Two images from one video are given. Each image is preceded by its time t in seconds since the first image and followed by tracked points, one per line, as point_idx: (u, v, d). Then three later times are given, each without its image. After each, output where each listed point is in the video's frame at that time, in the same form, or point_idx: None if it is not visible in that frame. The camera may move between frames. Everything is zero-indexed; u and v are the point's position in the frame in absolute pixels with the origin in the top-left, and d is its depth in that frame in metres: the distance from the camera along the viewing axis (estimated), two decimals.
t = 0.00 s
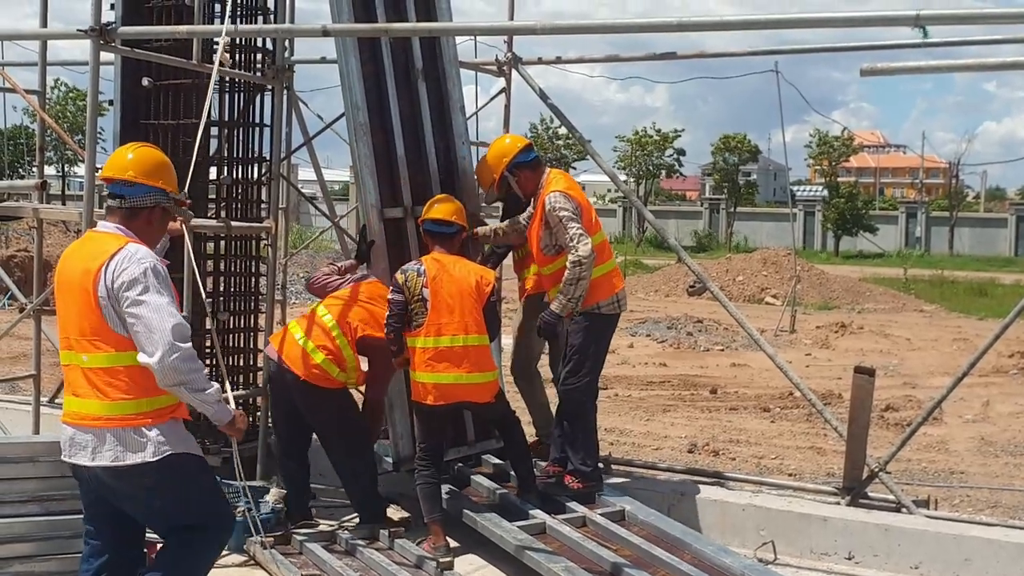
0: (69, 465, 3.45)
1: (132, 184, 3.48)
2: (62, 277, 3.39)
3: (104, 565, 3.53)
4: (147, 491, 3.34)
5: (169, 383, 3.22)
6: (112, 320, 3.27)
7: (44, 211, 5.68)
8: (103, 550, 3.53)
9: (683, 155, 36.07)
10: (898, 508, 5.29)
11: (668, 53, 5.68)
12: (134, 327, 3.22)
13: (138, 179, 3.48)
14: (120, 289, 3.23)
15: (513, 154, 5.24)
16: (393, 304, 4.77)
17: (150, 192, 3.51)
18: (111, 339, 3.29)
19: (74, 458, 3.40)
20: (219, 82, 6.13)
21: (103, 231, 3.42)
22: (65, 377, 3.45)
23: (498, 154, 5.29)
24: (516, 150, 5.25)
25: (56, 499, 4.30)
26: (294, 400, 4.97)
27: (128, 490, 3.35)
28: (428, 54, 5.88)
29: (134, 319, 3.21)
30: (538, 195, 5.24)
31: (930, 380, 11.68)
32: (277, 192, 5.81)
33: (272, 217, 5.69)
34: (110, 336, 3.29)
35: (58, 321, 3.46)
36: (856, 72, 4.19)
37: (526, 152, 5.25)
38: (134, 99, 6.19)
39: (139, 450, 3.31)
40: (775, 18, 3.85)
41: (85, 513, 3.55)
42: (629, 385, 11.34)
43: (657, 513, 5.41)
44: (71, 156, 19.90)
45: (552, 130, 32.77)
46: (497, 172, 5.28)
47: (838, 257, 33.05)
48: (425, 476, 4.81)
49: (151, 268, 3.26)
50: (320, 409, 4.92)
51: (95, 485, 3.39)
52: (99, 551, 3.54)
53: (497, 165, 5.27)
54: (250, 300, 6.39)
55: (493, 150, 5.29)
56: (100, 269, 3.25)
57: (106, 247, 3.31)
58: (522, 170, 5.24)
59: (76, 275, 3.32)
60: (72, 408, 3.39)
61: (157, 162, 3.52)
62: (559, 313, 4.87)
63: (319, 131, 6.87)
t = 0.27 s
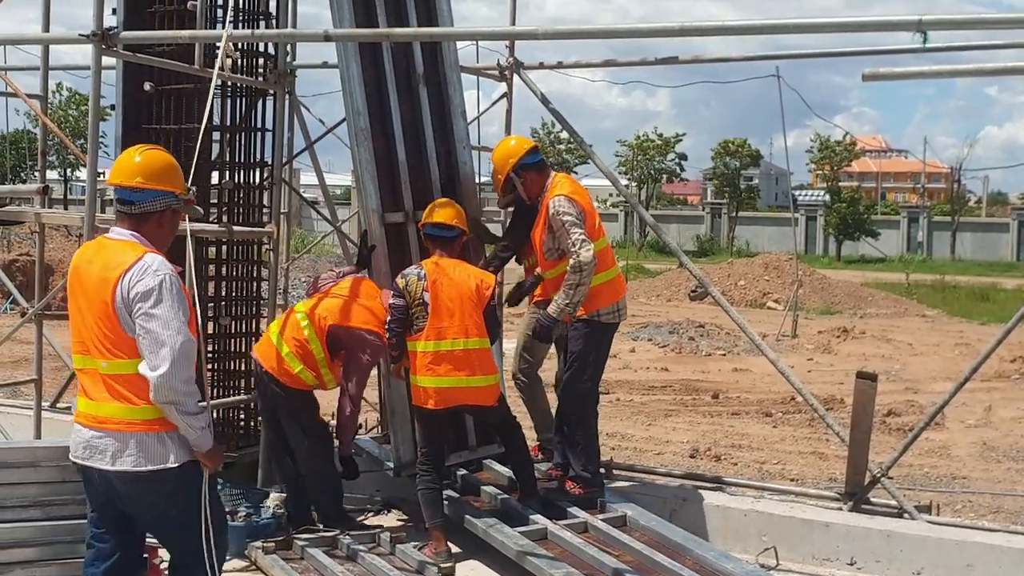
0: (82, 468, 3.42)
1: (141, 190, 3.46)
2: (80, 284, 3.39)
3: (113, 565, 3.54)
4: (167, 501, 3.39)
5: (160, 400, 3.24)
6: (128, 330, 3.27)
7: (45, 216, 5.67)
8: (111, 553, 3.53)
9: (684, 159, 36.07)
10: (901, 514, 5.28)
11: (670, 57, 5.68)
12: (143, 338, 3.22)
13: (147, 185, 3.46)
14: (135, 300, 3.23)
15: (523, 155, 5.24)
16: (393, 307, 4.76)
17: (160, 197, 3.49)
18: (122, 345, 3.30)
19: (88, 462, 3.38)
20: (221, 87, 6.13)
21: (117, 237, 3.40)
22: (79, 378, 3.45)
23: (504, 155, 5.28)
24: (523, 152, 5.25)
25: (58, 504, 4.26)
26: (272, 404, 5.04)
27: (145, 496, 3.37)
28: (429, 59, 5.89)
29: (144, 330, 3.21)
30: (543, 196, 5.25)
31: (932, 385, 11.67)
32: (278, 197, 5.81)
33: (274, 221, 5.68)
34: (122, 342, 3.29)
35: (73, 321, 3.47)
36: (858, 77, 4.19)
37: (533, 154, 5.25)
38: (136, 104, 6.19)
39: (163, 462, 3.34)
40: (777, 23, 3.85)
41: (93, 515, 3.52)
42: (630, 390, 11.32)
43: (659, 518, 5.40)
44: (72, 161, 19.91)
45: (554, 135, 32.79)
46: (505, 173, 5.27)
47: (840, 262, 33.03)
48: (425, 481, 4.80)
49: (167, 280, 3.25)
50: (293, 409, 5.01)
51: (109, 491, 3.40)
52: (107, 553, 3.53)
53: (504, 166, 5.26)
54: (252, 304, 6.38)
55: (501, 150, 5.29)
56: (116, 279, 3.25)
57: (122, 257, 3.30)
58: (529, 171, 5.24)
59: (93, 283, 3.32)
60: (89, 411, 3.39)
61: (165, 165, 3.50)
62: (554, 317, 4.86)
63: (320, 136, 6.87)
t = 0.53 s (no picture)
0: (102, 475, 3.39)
1: (173, 204, 3.45)
2: (116, 293, 3.38)
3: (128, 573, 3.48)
4: (187, 511, 3.39)
5: (193, 418, 3.25)
6: (165, 344, 3.29)
7: (47, 228, 5.68)
8: (127, 560, 3.47)
9: (686, 171, 36.13)
10: (902, 527, 5.26)
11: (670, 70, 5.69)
12: (180, 354, 3.24)
13: (179, 199, 3.45)
14: (177, 316, 3.25)
15: (527, 165, 5.21)
16: (395, 319, 4.74)
17: (189, 210, 3.48)
18: (156, 358, 3.31)
19: (112, 469, 3.36)
20: (223, 99, 6.15)
21: (149, 252, 3.40)
22: (102, 387, 3.44)
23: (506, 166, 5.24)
24: (525, 162, 5.21)
25: (59, 517, 4.22)
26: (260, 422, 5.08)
27: (165, 505, 3.36)
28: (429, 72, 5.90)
29: (182, 347, 3.23)
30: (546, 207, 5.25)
31: (934, 398, 11.65)
32: (280, 209, 5.81)
33: (275, 233, 5.69)
34: (156, 355, 3.31)
35: (99, 330, 3.46)
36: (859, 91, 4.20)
37: (536, 165, 5.24)
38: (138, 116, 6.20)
39: (190, 472, 3.38)
40: (777, 36, 3.86)
41: (109, 523, 3.46)
42: (632, 402, 11.31)
43: (660, 531, 5.38)
44: (75, 172, 19.97)
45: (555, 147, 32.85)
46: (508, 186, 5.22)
47: (841, 274, 33.02)
48: (426, 494, 4.78)
49: (207, 300, 3.28)
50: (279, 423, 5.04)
51: (128, 499, 3.37)
52: (121, 561, 3.47)
53: (506, 177, 5.22)
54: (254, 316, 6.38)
55: (500, 162, 5.23)
56: (160, 294, 3.26)
57: (166, 271, 3.31)
58: (531, 182, 5.23)
59: (132, 294, 3.32)
60: (112, 419, 3.39)
61: (194, 179, 3.49)
62: (557, 330, 4.88)
63: (322, 148, 6.88)
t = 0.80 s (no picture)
0: (123, 482, 3.39)
1: (201, 213, 3.48)
2: (148, 298, 3.39)
3: None
4: (208, 513, 3.43)
5: (231, 422, 3.33)
6: (203, 351, 3.33)
7: (49, 239, 5.68)
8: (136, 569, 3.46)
9: (687, 186, 36.17)
10: (903, 544, 5.24)
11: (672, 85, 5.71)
12: (221, 362, 3.30)
13: (208, 209, 3.49)
14: (216, 325, 3.29)
15: (534, 173, 5.20)
16: (400, 332, 4.70)
17: (218, 219, 3.52)
18: (189, 364, 3.34)
19: (133, 474, 3.37)
20: (226, 112, 6.17)
21: (180, 259, 3.44)
22: (124, 390, 3.43)
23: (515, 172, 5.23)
24: (534, 172, 5.20)
25: (59, 528, 4.19)
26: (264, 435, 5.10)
27: (183, 508, 3.38)
28: (432, 86, 5.92)
29: (224, 355, 3.29)
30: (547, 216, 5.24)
31: (935, 414, 11.63)
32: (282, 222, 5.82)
33: (277, 245, 5.70)
34: (190, 361, 3.34)
35: (124, 333, 3.45)
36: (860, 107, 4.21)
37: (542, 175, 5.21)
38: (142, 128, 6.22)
39: (214, 476, 3.41)
40: (778, 52, 3.88)
41: (127, 530, 3.46)
42: (632, 416, 11.29)
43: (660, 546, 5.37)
44: (77, 183, 20.01)
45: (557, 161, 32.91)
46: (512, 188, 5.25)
47: (842, 290, 33.02)
48: (426, 509, 4.77)
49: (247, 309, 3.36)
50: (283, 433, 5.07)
51: (150, 504, 3.38)
52: (137, 570, 3.46)
53: (512, 180, 5.23)
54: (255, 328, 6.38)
55: (510, 166, 5.23)
56: (199, 303, 3.30)
57: (203, 280, 3.35)
58: (534, 194, 5.24)
59: (167, 301, 3.34)
60: (138, 423, 3.39)
61: (223, 189, 3.53)
62: (559, 344, 4.87)
63: (324, 161, 6.90)
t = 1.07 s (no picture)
0: (132, 487, 3.39)
1: (193, 219, 3.51)
2: (155, 304, 3.39)
3: None
4: (212, 516, 3.43)
5: (252, 417, 3.40)
6: (216, 353, 3.36)
7: (50, 247, 5.68)
8: None
9: (687, 195, 36.19)
10: (903, 554, 5.23)
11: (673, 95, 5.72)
12: (238, 360, 3.35)
13: (198, 214, 3.52)
14: (229, 325, 3.34)
15: (548, 177, 5.16)
16: (402, 341, 4.68)
17: (208, 222, 3.55)
18: (201, 367, 3.36)
19: (143, 479, 3.36)
20: (228, 120, 6.18)
21: (178, 263, 3.47)
22: (133, 398, 3.41)
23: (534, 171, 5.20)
24: (546, 176, 5.16)
25: (59, 536, 4.18)
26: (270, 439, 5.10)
27: (187, 510, 3.39)
28: (433, 95, 5.94)
29: (241, 353, 3.35)
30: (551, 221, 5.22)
31: (936, 424, 11.61)
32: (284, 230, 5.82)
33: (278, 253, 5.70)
34: (203, 363, 3.36)
35: (128, 343, 3.43)
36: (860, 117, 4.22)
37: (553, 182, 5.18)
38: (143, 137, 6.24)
39: (223, 479, 3.43)
40: (779, 62, 3.89)
41: (130, 536, 3.47)
42: (632, 426, 11.28)
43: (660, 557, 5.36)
44: (78, 191, 20.03)
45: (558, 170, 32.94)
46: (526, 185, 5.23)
47: (843, 300, 33.02)
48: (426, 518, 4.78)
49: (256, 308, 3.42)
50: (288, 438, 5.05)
51: (156, 507, 3.39)
52: None
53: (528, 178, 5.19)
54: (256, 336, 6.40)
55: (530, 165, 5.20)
56: (211, 304, 3.34)
57: (212, 282, 3.39)
58: (540, 198, 5.24)
59: (177, 304, 3.35)
60: (149, 428, 3.37)
61: (212, 193, 3.55)
62: (548, 353, 4.92)
63: (325, 169, 6.91)
